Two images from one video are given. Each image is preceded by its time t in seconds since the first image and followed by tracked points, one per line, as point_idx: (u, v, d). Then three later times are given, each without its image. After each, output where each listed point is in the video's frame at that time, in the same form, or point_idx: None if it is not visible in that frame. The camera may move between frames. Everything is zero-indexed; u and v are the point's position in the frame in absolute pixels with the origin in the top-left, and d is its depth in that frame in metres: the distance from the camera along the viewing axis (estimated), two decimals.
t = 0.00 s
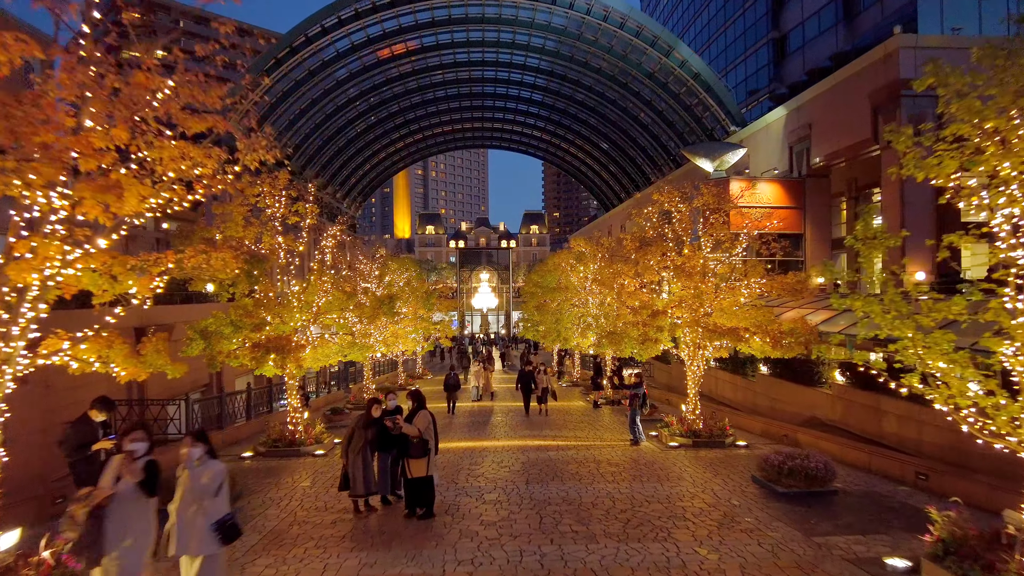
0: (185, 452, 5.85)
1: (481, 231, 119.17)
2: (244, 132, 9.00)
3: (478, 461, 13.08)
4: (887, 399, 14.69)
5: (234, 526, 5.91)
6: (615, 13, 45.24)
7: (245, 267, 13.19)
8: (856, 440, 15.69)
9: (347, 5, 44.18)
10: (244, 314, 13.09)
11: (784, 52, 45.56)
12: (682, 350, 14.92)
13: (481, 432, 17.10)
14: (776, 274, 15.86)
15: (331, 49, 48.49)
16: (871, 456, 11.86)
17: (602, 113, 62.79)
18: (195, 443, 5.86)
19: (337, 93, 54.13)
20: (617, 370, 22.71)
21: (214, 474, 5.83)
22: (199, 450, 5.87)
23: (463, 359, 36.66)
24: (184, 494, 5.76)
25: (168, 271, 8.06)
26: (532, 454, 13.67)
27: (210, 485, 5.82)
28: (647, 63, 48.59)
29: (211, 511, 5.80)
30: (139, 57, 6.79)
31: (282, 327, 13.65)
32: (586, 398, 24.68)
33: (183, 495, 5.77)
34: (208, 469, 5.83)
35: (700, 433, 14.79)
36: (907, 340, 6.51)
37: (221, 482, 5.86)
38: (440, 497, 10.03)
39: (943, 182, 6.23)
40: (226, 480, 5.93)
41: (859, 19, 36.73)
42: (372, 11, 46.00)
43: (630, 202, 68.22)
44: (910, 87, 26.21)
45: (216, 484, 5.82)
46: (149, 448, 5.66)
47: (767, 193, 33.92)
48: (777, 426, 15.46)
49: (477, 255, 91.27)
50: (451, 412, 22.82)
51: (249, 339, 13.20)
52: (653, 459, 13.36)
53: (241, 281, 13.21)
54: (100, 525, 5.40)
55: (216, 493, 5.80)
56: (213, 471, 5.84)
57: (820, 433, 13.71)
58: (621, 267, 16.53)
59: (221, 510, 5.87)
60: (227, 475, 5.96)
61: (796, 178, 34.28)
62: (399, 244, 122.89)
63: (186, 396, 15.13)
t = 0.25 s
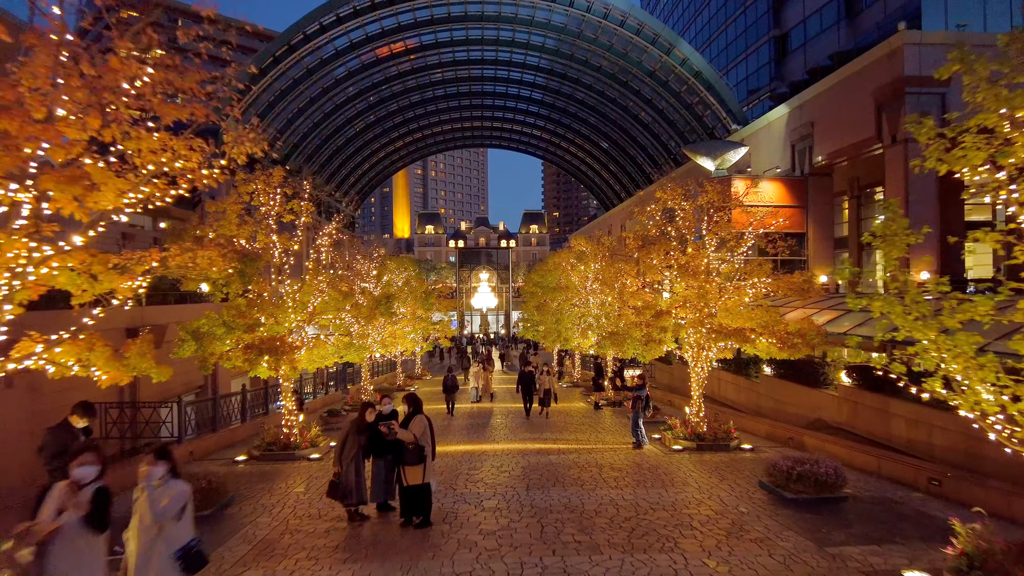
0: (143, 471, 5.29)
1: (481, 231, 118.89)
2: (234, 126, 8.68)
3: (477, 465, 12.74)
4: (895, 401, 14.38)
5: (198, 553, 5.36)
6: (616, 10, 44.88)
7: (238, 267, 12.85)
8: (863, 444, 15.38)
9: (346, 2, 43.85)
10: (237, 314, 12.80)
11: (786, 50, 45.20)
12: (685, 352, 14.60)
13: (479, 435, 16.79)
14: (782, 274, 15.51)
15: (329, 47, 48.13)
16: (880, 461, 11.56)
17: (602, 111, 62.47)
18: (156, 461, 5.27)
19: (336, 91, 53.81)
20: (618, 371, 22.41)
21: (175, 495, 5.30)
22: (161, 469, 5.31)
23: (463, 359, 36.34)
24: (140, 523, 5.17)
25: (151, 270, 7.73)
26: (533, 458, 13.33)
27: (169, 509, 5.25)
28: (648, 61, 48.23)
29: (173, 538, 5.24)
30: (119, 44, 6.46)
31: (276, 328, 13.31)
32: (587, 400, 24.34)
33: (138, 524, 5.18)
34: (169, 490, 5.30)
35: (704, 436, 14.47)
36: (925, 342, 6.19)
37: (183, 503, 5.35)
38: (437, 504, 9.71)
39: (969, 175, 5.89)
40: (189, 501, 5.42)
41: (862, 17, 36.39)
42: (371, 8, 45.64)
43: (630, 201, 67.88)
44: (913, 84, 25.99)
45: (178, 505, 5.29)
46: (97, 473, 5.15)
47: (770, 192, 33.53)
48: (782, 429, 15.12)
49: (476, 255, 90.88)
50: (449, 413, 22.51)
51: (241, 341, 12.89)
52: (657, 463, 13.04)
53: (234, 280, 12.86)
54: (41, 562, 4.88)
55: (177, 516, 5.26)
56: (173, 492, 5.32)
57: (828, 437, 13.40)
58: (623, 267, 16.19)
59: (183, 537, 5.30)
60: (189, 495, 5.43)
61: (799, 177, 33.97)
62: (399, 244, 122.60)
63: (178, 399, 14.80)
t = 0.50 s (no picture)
0: (93, 491, 5.14)
1: (480, 231, 118.55)
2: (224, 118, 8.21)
3: (476, 470, 12.43)
4: (903, 403, 14.08)
5: None
6: (616, 8, 44.57)
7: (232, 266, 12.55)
8: (871, 447, 15.07)
9: None
10: (230, 315, 12.49)
11: (788, 48, 44.86)
12: (689, 353, 14.30)
13: (479, 438, 16.49)
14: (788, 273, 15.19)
15: (327, 45, 47.79)
16: (891, 465, 11.27)
17: (602, 110, 62.15)
18: (106, 482, 5.14)
19: (334, 90, 53.48)
20: (619, 371, 22.13)
21: (122, 519, 5.31)
22: (111, 490, 5.17)
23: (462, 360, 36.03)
24: (85, 551, 5.04)
25: (135, 270, 7.43)
26: (534, 462, 13.00)
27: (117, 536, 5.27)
28: (648, 59, 47.88)
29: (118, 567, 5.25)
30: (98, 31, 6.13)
31: (271, 329, 13.00)
32: (588, 401, 24.04)
33: (83, 550, 5.05)
34: (118, 514, 5.26)
35: (709, 439, 14.18)
36: (949, 344, 5.88)
37: (133, 529, 5.40)
38: (435, 511, 9.40)
39: (1001, 167, 5.56)
40: (140, 528, 5.48)
41: (864, 14, 36.09)
42: (370, 5, 45.31)
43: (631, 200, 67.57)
44: (918, 82, 25.70)
45: (127, 531, 5.33)
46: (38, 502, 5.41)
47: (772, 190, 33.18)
48: (789, 431, 14.81)
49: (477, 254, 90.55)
50: (449, 414, 22.22)
51: (235, 342, 12.58)
52: (661, 467, 12.73)
53: (228, 280, 12.56)
54: None
55: (125, 542, 5.30)
56: (122, 517, 5.30)
57: (836, 440, 13.11)
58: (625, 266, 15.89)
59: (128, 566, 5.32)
60: (140, 521, 5.49)
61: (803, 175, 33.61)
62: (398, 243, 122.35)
63: (171, 401, 14.49)
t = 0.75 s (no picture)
0: (30, 523, 4.83)
1: (480, 231, 118.25)
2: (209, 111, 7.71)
3: (475, 476, 12.13)
4: (912, 407, 13.80)
5: None
6: (616, 7, 44.30)
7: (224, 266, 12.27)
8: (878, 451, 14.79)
9: None
10: (224, 317, 12.19)
11: (789, 48, 44.57)
12: (694, 356, 14.01)
13: (477, 442, 16.19)
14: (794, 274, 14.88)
15: (326, 44, 47.52)
16: (902, 472, 10.98)
17: (602, 110, 61.89)
18: (42, 509, 4.81)
19: (333, 89, 53.19)
20: (620, 373, 21.84)
21: (61, 557, 4.84)
22: (47, 518, 4.84)
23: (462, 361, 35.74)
24: None
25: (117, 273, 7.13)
26: (535, 468, 12.68)
27: None
28: (649, 58, 47.61)
29: None
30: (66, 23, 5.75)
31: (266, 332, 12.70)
32: (589, 403, 23.74)
33: None
34: (59, 548, 4.85)
35: (714, 444, 13.89)
36: (977, 351, 5.59)
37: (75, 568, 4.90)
38: (434, 521, 9.10)
39: None
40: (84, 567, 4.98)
41: (866, 13, 35.84)
42: (368, 4, 45.05)
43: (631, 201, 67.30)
44: (922, 80, 25.44)
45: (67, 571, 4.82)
46: None
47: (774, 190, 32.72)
48: (796, 436, 14.50)
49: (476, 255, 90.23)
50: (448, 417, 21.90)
51: (229, 345, 12.28)
52: (664, 473, 12.44)
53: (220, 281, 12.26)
54: None
55: None
56: (64, 553, 4.87)
57: (843, 444, 12.85)
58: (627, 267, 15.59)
59: None
60: (85, 560, 5.02)
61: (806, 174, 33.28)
62: (398, 243, 122.14)
63: (164, 405, 14.18)
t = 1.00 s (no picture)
0: None
1: (480, 232, 117.93)
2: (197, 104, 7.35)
3: (474, 482, 11.81)
4: (921, 412, 13.49)
5: None
6: (617, 6, 43.97)
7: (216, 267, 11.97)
8: (886, 456, 14.47)
9: None
10: (217, 320, 11.89)
11: (790, 47, 44.29)
12: (698, 359, 13.70)
13: (477, 446, 15.86)
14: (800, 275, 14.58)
15: (325, 43, 47.23)
16: (913, 479, 10.68)
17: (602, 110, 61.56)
18: None
19: (332, 89, 52.86)
20: (622, 376, 21.51)
21: None
22: None
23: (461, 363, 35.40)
24: None
25: (98, 274, 6.84)
26: (536, 474, 12.36)
27: None
28: (649, 58, 47.30)
29: None
30: (32, 9, 5.52)
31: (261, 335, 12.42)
32: (590, 406, 23.43)
33: None
34: None
35: (719, 449, 13.59)
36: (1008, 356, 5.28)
37: None
38: (432, 531, 8.78)
39: None
40: None
41: (869, 12, 35.54)
42: (368, 4, 44.75)
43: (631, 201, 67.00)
44: (927, 79, 25.12)
45: None
46: None
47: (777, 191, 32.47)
48: (802, 441, 14.18)
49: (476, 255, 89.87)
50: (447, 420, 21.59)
51: (222, 348, 11.97)
52: (668, 480, 12.14)
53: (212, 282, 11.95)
54: None
55: None
56: None
57: (851, 449, 12.55)
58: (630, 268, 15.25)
59: None
60: None
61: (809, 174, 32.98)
62: (398, 244, 121.93)
63: (156, 409, 13.87)
